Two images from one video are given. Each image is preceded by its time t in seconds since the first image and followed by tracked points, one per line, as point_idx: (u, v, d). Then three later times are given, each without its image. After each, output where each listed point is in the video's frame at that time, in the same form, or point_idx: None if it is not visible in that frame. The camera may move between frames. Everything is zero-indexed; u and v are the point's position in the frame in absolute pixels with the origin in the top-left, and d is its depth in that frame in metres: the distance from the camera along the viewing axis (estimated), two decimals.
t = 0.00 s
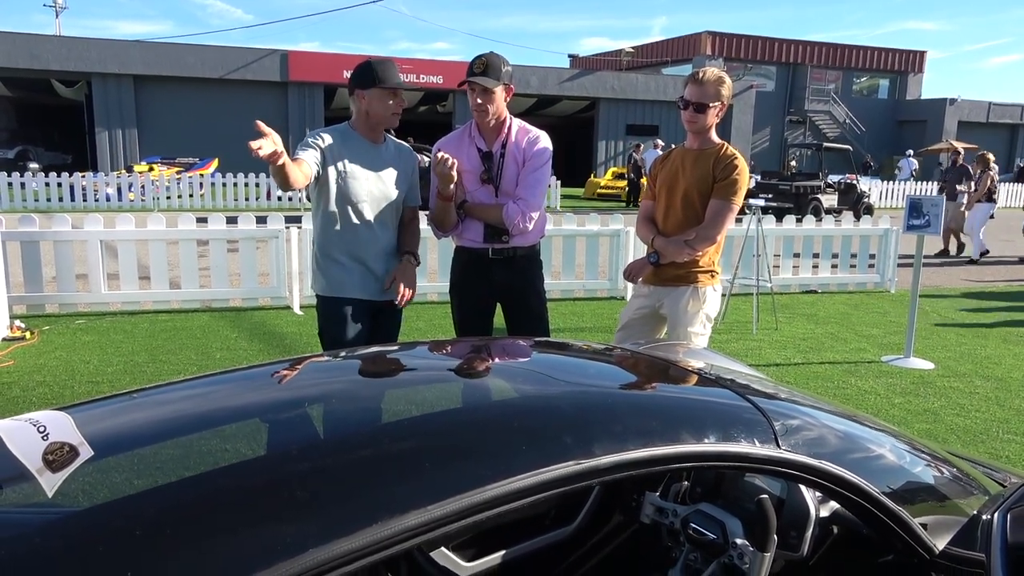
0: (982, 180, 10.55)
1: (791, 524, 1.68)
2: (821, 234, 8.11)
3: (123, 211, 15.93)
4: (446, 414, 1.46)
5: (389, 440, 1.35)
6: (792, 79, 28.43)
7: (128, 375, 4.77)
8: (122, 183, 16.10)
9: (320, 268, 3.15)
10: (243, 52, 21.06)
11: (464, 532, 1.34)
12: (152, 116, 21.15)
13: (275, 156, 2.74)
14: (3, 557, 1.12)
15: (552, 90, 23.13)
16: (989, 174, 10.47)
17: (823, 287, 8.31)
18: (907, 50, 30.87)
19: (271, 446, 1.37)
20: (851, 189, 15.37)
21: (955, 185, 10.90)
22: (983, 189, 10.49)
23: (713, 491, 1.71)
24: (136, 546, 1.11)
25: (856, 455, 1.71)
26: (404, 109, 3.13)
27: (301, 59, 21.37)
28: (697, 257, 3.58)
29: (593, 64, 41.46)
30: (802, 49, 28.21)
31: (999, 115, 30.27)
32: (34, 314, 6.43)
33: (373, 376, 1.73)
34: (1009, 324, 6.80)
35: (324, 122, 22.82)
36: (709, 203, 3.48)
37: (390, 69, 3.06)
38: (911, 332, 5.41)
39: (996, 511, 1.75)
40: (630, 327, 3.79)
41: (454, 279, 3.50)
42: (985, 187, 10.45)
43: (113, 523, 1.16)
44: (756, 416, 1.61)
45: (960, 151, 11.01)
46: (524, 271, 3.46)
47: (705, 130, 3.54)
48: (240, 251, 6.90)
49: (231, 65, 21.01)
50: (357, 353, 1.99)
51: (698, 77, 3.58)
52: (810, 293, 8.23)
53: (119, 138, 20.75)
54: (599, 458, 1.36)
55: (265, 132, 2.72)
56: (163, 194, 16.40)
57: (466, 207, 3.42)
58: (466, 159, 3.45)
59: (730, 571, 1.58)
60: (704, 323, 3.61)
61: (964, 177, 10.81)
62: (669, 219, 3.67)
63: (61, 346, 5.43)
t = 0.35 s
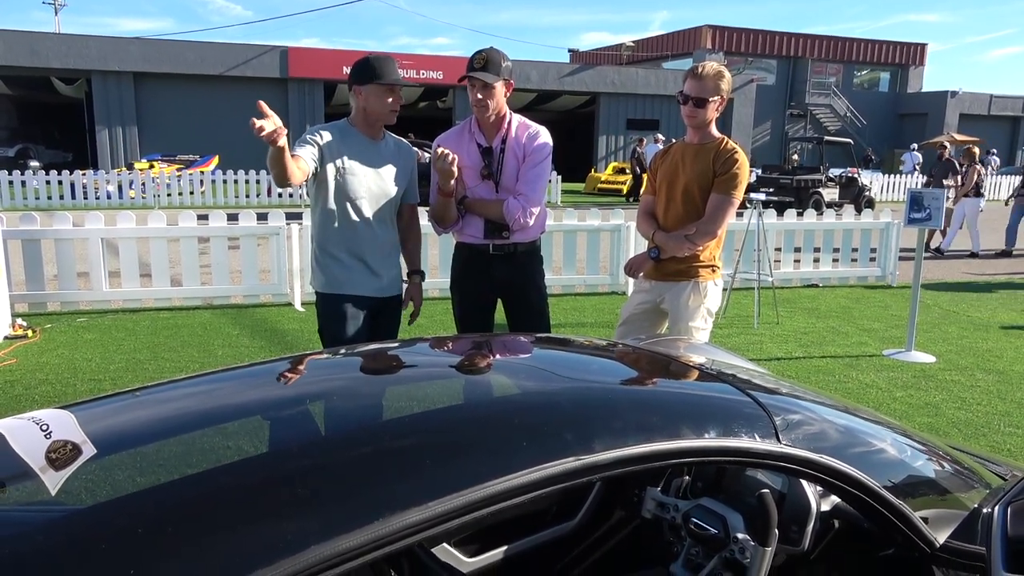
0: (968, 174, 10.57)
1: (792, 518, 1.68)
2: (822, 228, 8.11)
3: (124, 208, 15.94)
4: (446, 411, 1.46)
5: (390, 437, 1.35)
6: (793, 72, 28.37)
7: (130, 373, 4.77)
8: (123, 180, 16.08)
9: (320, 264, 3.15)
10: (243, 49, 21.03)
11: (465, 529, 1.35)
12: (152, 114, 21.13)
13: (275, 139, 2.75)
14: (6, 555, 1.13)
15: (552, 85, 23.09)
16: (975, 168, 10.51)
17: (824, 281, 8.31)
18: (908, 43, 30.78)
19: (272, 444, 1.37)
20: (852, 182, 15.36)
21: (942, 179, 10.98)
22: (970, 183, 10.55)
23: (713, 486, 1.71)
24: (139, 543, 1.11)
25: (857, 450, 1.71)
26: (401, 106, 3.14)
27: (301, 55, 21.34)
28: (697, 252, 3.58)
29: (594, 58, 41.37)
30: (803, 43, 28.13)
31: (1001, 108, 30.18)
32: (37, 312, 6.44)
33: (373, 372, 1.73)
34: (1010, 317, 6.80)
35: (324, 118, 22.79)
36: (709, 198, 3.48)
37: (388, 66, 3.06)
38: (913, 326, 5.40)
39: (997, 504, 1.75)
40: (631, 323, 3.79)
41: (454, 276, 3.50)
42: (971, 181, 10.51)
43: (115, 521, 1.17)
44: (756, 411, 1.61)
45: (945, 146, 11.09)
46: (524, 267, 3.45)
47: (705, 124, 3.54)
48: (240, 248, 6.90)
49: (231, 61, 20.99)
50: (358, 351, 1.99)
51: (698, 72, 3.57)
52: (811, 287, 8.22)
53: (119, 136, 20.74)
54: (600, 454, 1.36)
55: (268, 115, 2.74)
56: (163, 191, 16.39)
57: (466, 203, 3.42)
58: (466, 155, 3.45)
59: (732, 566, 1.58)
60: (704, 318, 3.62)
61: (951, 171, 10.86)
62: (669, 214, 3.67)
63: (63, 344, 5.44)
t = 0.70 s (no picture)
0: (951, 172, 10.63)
1: (791, 516, 1.68)
2: (823, 226, 8.10)
3: (125, 204, 15.93)
4: (446, 408, 1.46)
5: (389, 434, 1.36)
6: (795, 70, 28.33)
7: (130, 370, 4.77)
8: (124, 176, 16.07)
9: (320, 261, 3.16)
10: (244, 45, 21.01)
11: (465, 525, 1.35)
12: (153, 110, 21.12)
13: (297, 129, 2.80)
14: (6, 551, 1.13)
15: (554, 82, 23.07)
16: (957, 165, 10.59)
17: (825, 279, 8.31)
18: (910, 41, 30.73)
19: (272, 440, 1.38)
20: (854, 180, 15.35)
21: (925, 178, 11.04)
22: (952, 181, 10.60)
23: (713, 483, 1.72)
24: (139, 539, 1.11)
25: (857, 448, 1.71)
26: (400, 104, 3.14)
27: (302, 52, 21.31)
28: (697, 249, 3.58)
29: (595, 56, 41.34)
30: (805, 40, 28.08)
31: (1003, 106, 30.13)
32: (37, 309, 6.44)
33: (373, 369, 1.74)
34: (1011, 315, 6.79)
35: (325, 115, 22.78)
36: (710, 195, 3.48)
37: (389, 63, 3.05)
38: (913, 324, 5.40)
39: (996, 502, 1.74)
40: (631, 320, 3.79)
41: (455, 273, 3.51)
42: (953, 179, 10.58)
43: (115, 517, 1.17)
44: (756, 409, 1.62)
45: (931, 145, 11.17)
46: (524, 264, 3.45)
47: (705, 122, 3.53)
48: (241, 245, 6.90)
49: (232, 58, 20.96)
50: (358, 347, 1.99)
51: (699, 69, 3.57)
52: (812, 285, 8.21)
53: (121, 132, 20.73)
54: (599, 451, 1.36)
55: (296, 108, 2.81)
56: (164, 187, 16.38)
57: (466, 200, 3.42)
58: (467, 152, 3.45)
59: (731, 563, 1.58)
60: (705, 315, 3.62)
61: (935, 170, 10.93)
62: (670, 212, 3.67)
63: (64, 340, 5.44)
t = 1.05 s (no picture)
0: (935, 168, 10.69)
1: (791, 513, 1.68)
2: (823, 223, 8.11)
3: (126, 203, 15.92)
4: (446, 406, 1.46)
5: (389, 432, 1.35)
6: (795, 67, 28.31)
7: (131, 368, 4.78)
8: (125, 175, 16.08)
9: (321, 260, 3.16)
10: (244, 43, 21.00)
11: (465, 522, 1.35)
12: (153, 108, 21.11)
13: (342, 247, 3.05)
14: (6, 549, 1.13)
15: (554, 79, 23.06)
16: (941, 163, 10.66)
17: (826, 276, 8.31)
18: (911, 38, 30.71)
19: (272, 438, 1.38)
20: (854, 177, 15.34)
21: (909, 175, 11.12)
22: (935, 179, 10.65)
23: (713, 481, 1.71)
24: (140, 537, 1.11)
25: (857, 445, 1.71)
26: (404, 101, 3.13)
27: (302, 50, 21.30)
28: (697, 247, 3.57)
29: (596, 53, 41.30)
30: (805, 37, 28.06)
31: (1004, 103, 30.08)
32: (38, 307, 6.44)
33: (373, 367, 1.74)
34: (1012, 312, 6.80)
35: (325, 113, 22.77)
36: (710, 193, 3.48)
37: (390, 61, 3.05)
38: (914, 321, 5.39)
39: (997, 498, 1.74)
40: (632, 318, 3.79)
41: (455, 271, 3.51)
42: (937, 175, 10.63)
43: (114, 516, 1.17)
44: (756, 406, 1.62)
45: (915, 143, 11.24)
46: (524, 262, 3.45)
47: (705, 120, 3.53)
48: (241, 243, 6.90)
49: (231, 56, 20.95)
50: (359, 345, 1.99)
51: (699, 67, 3.56)
52: (813, 282, 8.21)
53: (120, 131, 20.72)
54: (598, 448, 1.36)
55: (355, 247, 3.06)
56: (164, 186, 16.37)
57: (466, 198, 3.42)
58: (467, 150, 3.44)
59: (731, 559, 1.58)
60: (705, 313, 3.61)
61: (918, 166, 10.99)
62: (670, 209, 3.66)
63: (64, 339, 5.44)
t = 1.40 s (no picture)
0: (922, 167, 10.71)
1: (791, 512, 1.68)
2: (824, 223, 8.10)
3: (126, 200, 15.90)
4: (448, 405, 1.46)
5: (390, 431, 1.36)
6: (796, 66, 28.28)
7: (131, 366, 4.77)
8: (125, 172, 16.07)
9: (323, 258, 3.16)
10: (245, 41, 20.99)
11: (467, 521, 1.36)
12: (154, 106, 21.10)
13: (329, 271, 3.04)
14: (7, 546, 1.13)
15: (555, 77, 23.05)
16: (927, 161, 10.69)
17: (827, 275, 8.30)
18: (912, 37, 30.69)
19: (273, 437, 1.37)
20: (855, 177, 15.33)
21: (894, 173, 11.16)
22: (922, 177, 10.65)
23: (714, 480, 1.73)
24: (141, 536, 1.11)
25: (857, 445, 1.71)
26: (404, 99, 3.13)
27: (303, 48, 21.29)
28: (698, 246, 3.57)
29: (597, 52, 41.26)
30: (806, 36, 28.04)
31: (1005, 103, 30.04)
32: (37, 305, 6.44)
33: (373, 365, 1.74)
34: (1012, 312, 6.79)
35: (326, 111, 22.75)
36: (710, 192, 3.47)
37: (390, 58, 3.05)
38: (915, 321, 5.39)
39: (997, 499, 1.74)
40: (632, 317, 3.79)
41: (456, 269, 3.51)
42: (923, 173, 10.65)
43: (116, 514, 1.17)
44: (756, 406, 1.61)
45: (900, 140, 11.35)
46: (525, 261, 3.45)
47: (706, 118, 3.53)
48: (241, 241, 6.89)
49: (232, 53, 20.94)
50: (359, 343, 1.99)
51: (699, 65, 3.56)
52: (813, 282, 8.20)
53: (121, 128, 20.71)
54: (599, 447, 1.36)
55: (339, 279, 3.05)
56: (164, 183, 16.35)
57: (467, 196, 3.41)
58: (468, 149, 3.44)
59: (731, 559, 1.57)
60: (705, 313, 3.61)
61: (901, 164, 11.06)
62: (671, 208, 3.66)
63: (64, 337, 5.43)
